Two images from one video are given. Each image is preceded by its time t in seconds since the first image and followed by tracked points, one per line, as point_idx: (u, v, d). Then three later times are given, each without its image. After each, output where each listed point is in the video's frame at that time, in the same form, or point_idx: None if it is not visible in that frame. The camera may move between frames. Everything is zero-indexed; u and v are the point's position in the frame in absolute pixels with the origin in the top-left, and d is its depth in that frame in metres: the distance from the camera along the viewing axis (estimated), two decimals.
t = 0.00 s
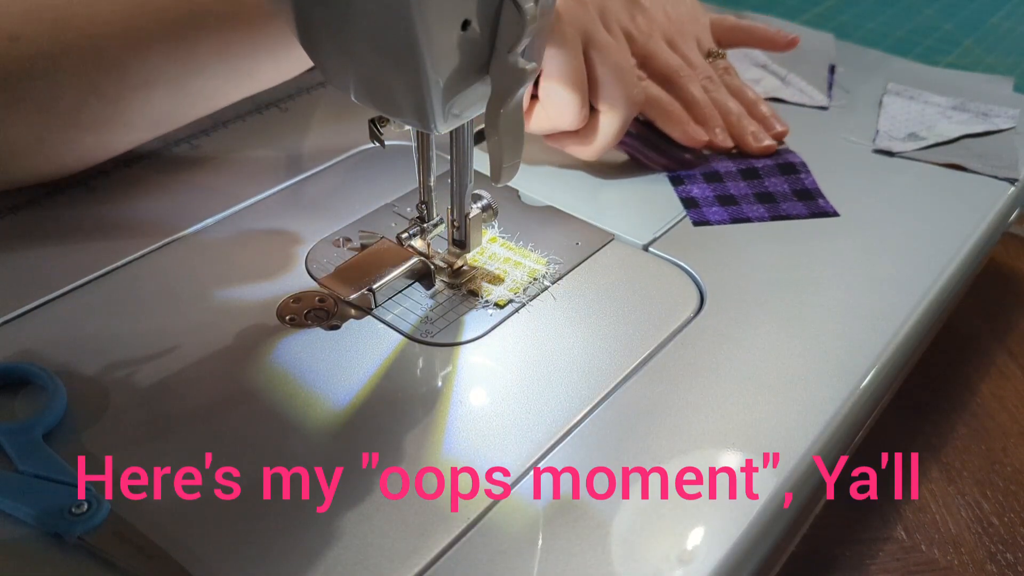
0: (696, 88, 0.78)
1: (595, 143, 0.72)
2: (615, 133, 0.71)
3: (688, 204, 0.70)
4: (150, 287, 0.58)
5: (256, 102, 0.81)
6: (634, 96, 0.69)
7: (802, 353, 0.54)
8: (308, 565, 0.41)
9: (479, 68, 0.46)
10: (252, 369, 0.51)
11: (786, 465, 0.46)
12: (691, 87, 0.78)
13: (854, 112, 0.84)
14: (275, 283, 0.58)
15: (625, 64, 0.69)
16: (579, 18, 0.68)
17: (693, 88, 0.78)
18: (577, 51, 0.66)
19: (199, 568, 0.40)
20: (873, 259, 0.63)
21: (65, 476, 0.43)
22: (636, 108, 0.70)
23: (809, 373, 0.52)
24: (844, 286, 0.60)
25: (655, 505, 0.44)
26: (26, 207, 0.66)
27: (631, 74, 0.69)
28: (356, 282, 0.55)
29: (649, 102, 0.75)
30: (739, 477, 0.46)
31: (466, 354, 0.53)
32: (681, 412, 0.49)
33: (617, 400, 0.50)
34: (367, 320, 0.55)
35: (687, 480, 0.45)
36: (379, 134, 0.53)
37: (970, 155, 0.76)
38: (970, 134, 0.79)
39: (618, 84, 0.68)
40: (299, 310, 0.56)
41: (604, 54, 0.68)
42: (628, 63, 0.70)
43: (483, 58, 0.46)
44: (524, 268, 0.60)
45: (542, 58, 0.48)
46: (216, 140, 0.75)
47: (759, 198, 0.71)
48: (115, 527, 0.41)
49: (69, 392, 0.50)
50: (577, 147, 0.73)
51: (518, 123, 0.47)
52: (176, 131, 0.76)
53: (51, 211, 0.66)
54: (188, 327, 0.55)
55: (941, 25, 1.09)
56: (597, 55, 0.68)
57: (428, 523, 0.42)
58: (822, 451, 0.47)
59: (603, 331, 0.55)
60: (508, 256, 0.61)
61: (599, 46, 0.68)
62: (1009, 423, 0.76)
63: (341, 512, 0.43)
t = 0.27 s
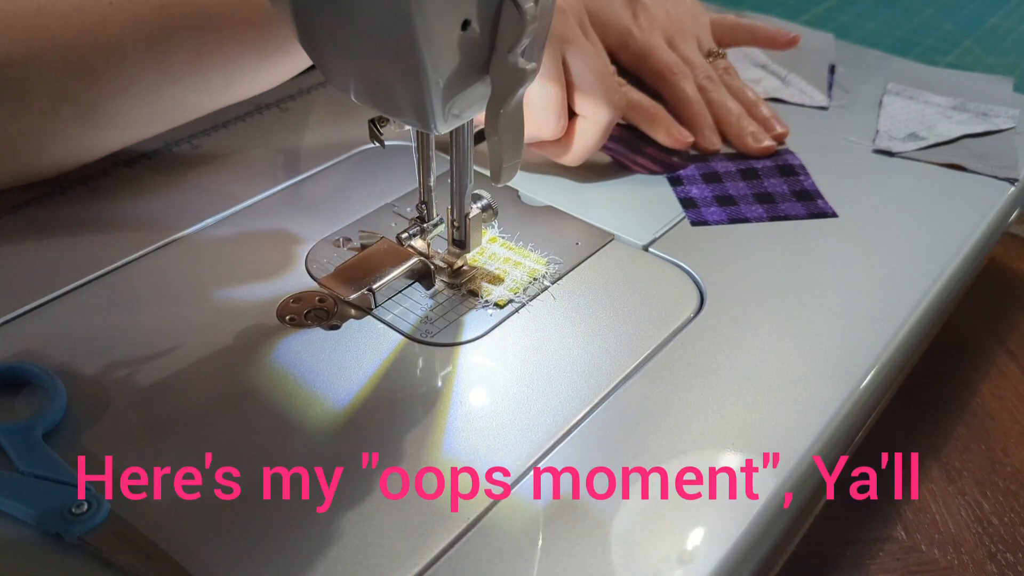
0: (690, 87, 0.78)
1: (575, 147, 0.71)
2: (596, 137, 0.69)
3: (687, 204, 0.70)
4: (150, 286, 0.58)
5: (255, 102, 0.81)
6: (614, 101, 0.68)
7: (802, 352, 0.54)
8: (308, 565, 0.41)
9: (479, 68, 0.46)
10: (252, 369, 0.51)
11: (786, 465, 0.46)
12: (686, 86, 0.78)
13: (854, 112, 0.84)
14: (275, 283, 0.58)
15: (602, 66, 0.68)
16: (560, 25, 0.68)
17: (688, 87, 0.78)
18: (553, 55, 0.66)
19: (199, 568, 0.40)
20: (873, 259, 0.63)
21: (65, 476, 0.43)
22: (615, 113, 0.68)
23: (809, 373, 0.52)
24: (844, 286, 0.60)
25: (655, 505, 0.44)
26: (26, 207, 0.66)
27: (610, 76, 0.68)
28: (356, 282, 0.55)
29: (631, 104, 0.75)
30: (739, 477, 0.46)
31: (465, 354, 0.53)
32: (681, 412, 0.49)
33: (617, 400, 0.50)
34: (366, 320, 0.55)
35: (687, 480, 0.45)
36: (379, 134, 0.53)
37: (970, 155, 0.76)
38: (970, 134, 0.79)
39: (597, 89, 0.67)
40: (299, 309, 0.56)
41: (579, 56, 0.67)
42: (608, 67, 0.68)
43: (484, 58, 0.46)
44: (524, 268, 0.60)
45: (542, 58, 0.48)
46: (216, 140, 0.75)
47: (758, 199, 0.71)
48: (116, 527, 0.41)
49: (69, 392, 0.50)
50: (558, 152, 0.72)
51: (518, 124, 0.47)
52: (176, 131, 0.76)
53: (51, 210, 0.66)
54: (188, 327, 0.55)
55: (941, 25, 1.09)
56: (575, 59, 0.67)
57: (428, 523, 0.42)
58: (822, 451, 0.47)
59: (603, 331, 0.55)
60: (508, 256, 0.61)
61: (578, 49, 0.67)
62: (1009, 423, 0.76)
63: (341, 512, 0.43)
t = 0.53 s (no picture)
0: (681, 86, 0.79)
1: (574, 151, 0.70)
2: (595, 139, 0.69)
3: (686, 204, 0.70)
4: (150, 286, 0.58)
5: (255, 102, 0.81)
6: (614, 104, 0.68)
7: (802, 352, 0.54)
8: (308, 565, 0.41)
9: (480, 68, 0.46)
10: (252, 369, 0.51)
11: (786, 465, 0.46)
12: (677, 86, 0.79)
13: (854, 112, 0.84)
14: (275, 283, 0.58)
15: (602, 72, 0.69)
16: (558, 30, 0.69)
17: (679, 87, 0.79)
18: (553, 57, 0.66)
19: (199, 568, 0.40)
20: (873, 259, 0.63)
21: (65, 476, 0.43)
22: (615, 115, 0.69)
23: (809, 373, 0.52)
24: (844, 286, 0.60)
25: (655, 505, 0.44)
26: (26, 207, 0.66)
27: (608, 80, 0.69)
28: (356, 282, 0.55)
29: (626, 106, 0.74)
30: (739, 477, 0.46)
31: (465, 354, 0.53)
32: (681, 412, 0.49)
33: (617, 400, 0.50)
34: (366, 320, 0.55)
35: (687, 480, 0.45)
36: (379, 134, 0.53)
37: (970, 156, 0.76)
38: (969, 134, 0.79)
39: (597, 91, 0.68)
40: (299, 309, 0.56)
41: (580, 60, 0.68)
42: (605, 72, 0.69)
43: (484, 58, 0.46)
44: (524, 268, 0.60)
45: (542, 58, 0.48)
46: (216, 140, 0.75)
47: (758, 199, 0.71)
48: (116, 527, 0.41)
49: (69, 392, 0.50)
50: (554, 154, 0.72)
51: (518, 124, 0.47)
52: (176, 131, 0.76)
53: (52, 210, 0.66)
54: (188, 327, 0.55)
55: (941, 25, 1.09)
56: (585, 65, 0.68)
57: (428, 523, 0.43)
58: (822, 451, 0.47)
59: (603, 331, 0.55)
60: (508, 256, 0.61)
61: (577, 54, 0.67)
62: (1009, 423, 0.76)
63: (341, 512, 0.43)
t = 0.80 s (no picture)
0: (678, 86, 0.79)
1: (570, 152, 0.70)
2: (590, 139, 0.69)
3: (686, 203, 0.70)
4: (150, 286, 0.58)
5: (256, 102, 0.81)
6: (609, 104, 0.68)
7: (802, 352, 0.54)
8: (308, 565, 0.41)
9: (480, 68, 0.46)
10: (252, 369, 0.51)
11: (786, 465, 0.46)
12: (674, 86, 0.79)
13: (854, 112, 0.84)
14: (275, 282, 0.58)
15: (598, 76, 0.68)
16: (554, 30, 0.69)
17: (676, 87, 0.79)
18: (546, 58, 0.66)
19: (199, 568, 0.40)
20: (873, 259, 0.63)
21: (65, 476, 0.43)
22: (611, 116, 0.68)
23: (809, 373, 0.52)
24: (844, 286, 0.60)
25: (656, 505, 0.44)
26: (26, 207, 0.66)
27: (605, 81, 0.69)
28: (356, 282, 0.55)
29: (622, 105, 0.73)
30: (739, 477, 0.46)
31: (465, 354, 0.53)
32: (681, 412, 0.49)
33: (617, 400, 0.50)
34: (366, 320, 0.55)
35: (687, 480, 0.45)
36: (379, 134, 0.53)
37: (970, 155, 0.76)
38: (969, 134, 0.79)
39: (592, 92, 0.67)
40: (299, 309, 0.56)
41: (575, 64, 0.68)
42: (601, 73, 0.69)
43: (484, 58, 0.46)
44: (524, 268, 0.60)
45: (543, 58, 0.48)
46: (216, 140, 0.75)
47: (757, 198, 0.71)
48: (116, 527, 0.41)
49: (69, 392, 0.50)
50: (551, 155, 0.72)
51: (518, 124, 0.47)
52: (176, 131, 0.76)
53: (51, 210, 0.66)
54: (188, 327, 0.55)
55: (941, 25, 1.09)
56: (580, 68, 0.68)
57: (428, 523, 0.42)
58: (822, 451, 0.47)
59: (603, 331, 0.55)
60: (508, 256, 0.61)
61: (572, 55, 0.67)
62: (1009, 423, 0.76)
63: (341, 512, 0.43)
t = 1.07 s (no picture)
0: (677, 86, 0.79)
1: (563, 150, 0.70)
2: (583, 137, 0.69)
3: (685, 203, 0.70)
4: (150, 286, 0.58)
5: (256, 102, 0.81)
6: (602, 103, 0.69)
7: (803, 353, 0.54)
8: (309, 565, 0.41)
9: (480, 68, 0.46)
10: (252, 369, 0.51)
11: (786, 465, 0.46)
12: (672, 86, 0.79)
13: (853, 112, 0.84)
14: (275, 282, 0.58)
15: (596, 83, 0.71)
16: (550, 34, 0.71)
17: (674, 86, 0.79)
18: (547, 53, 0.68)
19: (200, 569, 0.40)
20: (873, 259, 0.63)
21: (65, 476, 0.43)
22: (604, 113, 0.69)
23: (809, 373, 0.52)
24: (843, 286, 0.60)
25: (656, 505, 0.44)
26: (26, 207, 0.66)
27: (598, 82, 0.71)
28: (356, 281, 0.55)
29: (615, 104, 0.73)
30: (739, 477, 0.45)
31: (465, 354, 0.53)
32: (682, 412, 0.49)
33: (617, 400, 0.50)
34: (366, 320, 0.55)
35: (687, 480, 0.45)
36: (379, 134, 0.53)
37: (970, 155, 0.76)
38: (969, 134, 0.79)
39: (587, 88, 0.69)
40: (299, 309, 0.56)
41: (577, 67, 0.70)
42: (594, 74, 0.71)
43: (484, 57, 0.46)
44: (524, 268, 0.60)
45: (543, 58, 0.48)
46: (216, 140, 0.75)
47: (756, 198, 0.71)
48: (116, 527, 0.41)
49: (69, 392, 0.50)
50: (542, 153, 0.71)
51: (518, 124, 0.47)
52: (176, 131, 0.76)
53: (51, 210, 0.66)
54: (188, 327, 0.55)
55: (941, 25, 1.09)
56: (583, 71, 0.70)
57: (428, 523, 0.42)
58: (822, 451, 0.47)
59: (603, 331, 0.55)
60: (509, 256, 0.61)
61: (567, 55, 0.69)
62: (1008, 423, 0.76)
63: (341, 512, 0.43)
